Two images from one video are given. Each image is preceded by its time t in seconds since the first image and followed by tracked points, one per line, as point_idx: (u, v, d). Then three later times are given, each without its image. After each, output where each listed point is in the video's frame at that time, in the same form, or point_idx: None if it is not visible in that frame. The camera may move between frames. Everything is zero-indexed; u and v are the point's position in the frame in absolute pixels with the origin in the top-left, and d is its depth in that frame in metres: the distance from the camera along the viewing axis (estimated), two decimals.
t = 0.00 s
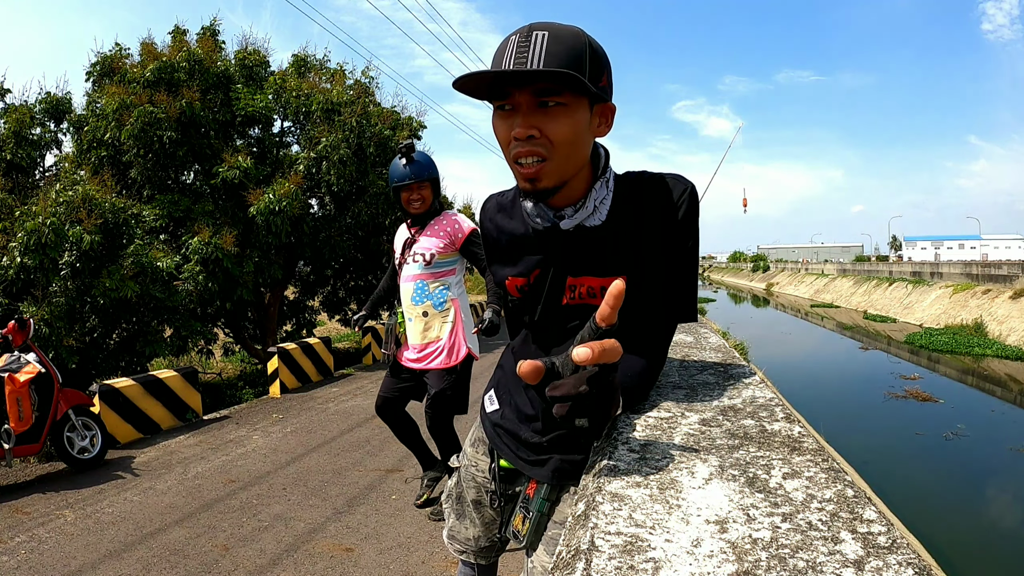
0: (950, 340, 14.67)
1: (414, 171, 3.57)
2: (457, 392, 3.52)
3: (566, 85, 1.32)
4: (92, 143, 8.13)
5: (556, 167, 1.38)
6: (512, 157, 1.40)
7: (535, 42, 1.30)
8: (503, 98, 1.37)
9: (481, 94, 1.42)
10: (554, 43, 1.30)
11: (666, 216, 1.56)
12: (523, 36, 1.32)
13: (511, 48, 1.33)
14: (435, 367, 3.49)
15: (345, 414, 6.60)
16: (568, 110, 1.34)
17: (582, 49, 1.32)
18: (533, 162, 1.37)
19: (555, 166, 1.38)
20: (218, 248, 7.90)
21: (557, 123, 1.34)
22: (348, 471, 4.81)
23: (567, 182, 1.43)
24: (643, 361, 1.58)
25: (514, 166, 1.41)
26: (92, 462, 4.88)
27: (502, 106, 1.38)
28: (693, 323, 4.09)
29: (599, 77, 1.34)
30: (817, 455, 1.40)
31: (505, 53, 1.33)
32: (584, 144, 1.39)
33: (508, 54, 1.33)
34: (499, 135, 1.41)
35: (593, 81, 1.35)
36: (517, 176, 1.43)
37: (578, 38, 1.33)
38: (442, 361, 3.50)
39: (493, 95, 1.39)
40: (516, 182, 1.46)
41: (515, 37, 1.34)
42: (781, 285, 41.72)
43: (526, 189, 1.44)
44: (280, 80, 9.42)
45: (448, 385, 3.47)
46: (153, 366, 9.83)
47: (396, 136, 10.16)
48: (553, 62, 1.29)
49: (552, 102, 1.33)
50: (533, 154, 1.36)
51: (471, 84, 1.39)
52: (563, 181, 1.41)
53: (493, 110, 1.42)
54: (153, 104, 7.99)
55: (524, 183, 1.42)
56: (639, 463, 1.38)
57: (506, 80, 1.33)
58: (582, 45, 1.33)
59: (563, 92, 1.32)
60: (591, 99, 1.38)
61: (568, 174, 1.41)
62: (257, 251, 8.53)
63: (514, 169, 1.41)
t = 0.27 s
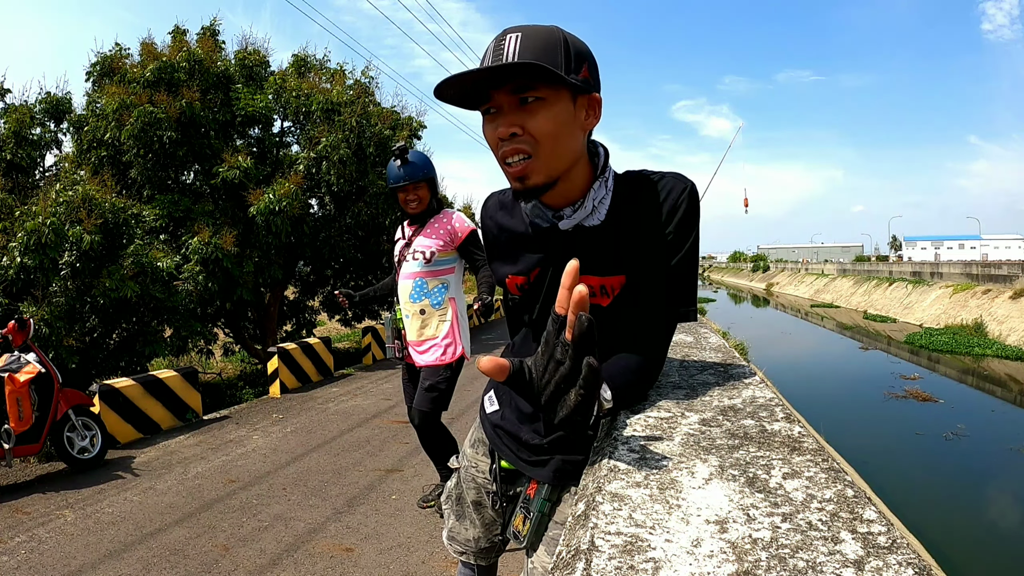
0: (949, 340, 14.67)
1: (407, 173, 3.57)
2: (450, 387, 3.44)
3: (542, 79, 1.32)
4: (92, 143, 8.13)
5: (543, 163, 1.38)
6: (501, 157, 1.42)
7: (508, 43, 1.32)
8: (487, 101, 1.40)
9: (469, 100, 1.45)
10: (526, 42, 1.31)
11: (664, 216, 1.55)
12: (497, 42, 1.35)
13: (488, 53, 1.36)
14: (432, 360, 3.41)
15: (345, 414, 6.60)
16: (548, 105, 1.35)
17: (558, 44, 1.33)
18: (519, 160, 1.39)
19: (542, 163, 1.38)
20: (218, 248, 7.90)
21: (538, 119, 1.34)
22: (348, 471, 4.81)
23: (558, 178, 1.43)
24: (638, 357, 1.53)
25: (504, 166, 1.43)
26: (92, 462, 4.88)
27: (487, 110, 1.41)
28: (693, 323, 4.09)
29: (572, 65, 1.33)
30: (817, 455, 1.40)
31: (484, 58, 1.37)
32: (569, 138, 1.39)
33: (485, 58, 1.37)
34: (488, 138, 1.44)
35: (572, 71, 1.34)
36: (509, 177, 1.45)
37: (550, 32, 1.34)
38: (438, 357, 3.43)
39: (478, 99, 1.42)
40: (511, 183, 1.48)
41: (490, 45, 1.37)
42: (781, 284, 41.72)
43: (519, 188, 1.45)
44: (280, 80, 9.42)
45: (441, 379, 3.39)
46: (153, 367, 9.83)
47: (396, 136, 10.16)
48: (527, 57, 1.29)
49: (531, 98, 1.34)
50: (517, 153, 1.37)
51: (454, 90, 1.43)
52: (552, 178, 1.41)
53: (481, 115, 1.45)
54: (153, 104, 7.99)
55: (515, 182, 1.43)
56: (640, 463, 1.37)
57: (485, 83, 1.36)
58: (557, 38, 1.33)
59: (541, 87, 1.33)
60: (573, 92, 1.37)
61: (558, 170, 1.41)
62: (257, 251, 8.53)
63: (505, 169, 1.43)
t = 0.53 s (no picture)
0: (949, 340, 14.67)
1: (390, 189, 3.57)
2: (455, 386, 3.49)
3: (533, 74, 1.32)
4: (92, 144, 8.13)
5: (535, 157, 1.38)
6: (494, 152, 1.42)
7: (501, 40, 1.33)
8: (480, 97, 1.40)
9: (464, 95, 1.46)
10: (519, 38, 1.31)
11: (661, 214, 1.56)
12: (491, 38, 1.35)
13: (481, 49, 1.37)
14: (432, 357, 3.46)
15: (345, 414, 6.60)
16: (541, 100, 1.34)
17: (549, 40, 1.33)
18: (512, 154, 1.38)
19: (534, 157, 1.38)
20: (218, 249, 7.90)
21: (530, 113, 1.34)
22: (348, 471, 4.82)
23: (551, 172, 1.42)
24: (644, 353, 1.54)
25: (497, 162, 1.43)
26: (92, 462, 4.88)
27: (481, 106, 1.41)
28: (693, 323, 4.09)
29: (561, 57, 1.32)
30: (817, 456, 1.40)
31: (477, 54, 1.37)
32: (562, 132, 1.38)
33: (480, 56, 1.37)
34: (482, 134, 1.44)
35: (562, 69, 1.34)
36: (503, 171, 1.45)
37: (544, 28, 1.34)
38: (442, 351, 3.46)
39: (473, 95, 1.42)
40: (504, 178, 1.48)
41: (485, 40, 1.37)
42: (781, 285, 41.72)
43: (511, 183, 1.45)
44: (280, 80, 9.42)
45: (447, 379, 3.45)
46: (153, 367, 9.83)
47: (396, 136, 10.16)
48: (518, 53, 1.30)
49: (523, 93, 1.34)
50: (509, 147, 1.37)
51: (448, 86, 1.43)
52: (545, 171, 1.41)
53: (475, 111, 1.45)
54: (153, 104, 7.99)
55: (508, 177, 1.43)
56: (640, 463, 1.38)
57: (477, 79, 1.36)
58: (550, 34, 1.34)
59: (532, 81, 1.33)
60: (565, 86, 1.37)
61: (550, 165, 1.40)
62: (257, 251, 8.53)
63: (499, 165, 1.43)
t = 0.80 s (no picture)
0: (949, 340, 14.67)
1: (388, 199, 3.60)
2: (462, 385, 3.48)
3: (575, 79, 1.32)
4: (92, 143, 8.13)
5: (565, 163, 1.37)
6: (521, 153, 1.37)
7: (540, 40, 1.28)
8: (509, 95, 1.34)
9: (483, 90, 1.37)
10: (559, 42, 1.30)
11: (658, 214, 1.56)
12: (526, 35, 1.30)
13: (515, 45, 1.30)
14: (436, 358, 3.46)
15: (345, 414, 6.60)
16: (577, 107, 1.34)
17: (584, 49, 1.34)
18: (545, 158, 1.36)
19: (565, 162, 1.37)
20: (218, 249, 7.90)
21: (568, 118, 1.33)
22: (349, 471, 4.82)
23: (571, 178, 1.43)
24: (644, 357, 1.54)
25: (524, 163, 1.37)
26: (92, 462, 4.88)
27: (507, 105, 1.35)
28: (693, 323, 4.09)
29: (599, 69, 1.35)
30: (817, 455, 1.40)
31: (509, 50, 1.30)
32: (587, 141, 1.40)
33: (512, 52, 1.30)
34: (504, 133, 1.37)
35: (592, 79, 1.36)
36: (522, 174, 1.40)
37: (577, 37, 1.34)
38: (444, 353, 3.46)
39: (498, 92, 1.35)
40: (518, 180, 1.43)
41: (517, 36, 1.31)
42: (781, 284, 41.72)
43: (533, 186, 1.41)
44: (280, 80, 9.42)
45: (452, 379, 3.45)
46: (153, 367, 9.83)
47: (396, 136, 10.16)
48: (566, 59, 1.29)
49: (562, 98, 1.32)
50: (546, 152, 1.34)
51: (478, 78, 1.33)
52: (569, 177, 1.41)
53: (492, 109, 1.39)
54: (152, 104, 7.99)
55: (533, 180, 1.39)
56: (640, 463, 1.38)
57: (514, 76, 1.30)
58: (582, 43, 1.34)
59: (572, 88, 1.33)
60: (589, 96, 1.39)
61: (574, 171, 1.41)
62: (257, 251, 8.53)
63: (523, 166, 1.38)
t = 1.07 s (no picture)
0: (949, 340, 14.67)
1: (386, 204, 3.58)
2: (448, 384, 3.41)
3: (580, 83, 1.31)
4: (92, 143, 8.13)
5: (568, 166, 1.37)
6: (524, 157, 1.36)
7: (544, 42, 1.28)
8: (512, 98, 1.33)
9: (485, 92, 1.37)
10: (564, 44, 1.29)
11: (658, 214, 1.56)
12: (530, 37, 1.29)
13: (520, 46, 1.28)
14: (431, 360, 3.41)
15: (345, 414, 6.60)
16: (580, 110, 1.34)
17: (588, 52, 1.34)
18: (548, 162, 1.35)
19: (568, 166, 1.37)
20: (218, 249, 7.90)
21: (572, 122, 1.33)
22: (349, 471, 4.82)
23: (572, 181, 1.43)
24: (641, 359, 1.55)
25: (526, 167, 1.37)
26: (92, 462, 4.88)
27: (508, 107, 1.34)
28: (693, 323, 4.10)
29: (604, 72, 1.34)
30: (817, 455, 1.40)
31: (513, 52, 1.29)
32: (590, 145, 1.40)
33: (516, 54, 1.28)
34: (506, 136, 1.36)
35: (595, 82, 1.36)
36: (524, 177, 1.40)
37: (581, 40, 1.34)
38: (439, 356, 3.40)
39: (501, 94, 1.34)
40: (520, 183, 1.43)
41: (521, 37, 1.29)
42: (781, 284, 41.72)
43: (535, 189, 1.41)
44: (280, 80, 9.43)
45: (439, 378, 3.39)
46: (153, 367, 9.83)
47: (396, 136, 10.17)
48: (570, 62, 1.28)
49: (567, 101, 1.32)
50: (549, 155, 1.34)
51: (481, 80, 1.33)
52: (572, 181, 1.41)
53: (494, 111, 1.37)
54: (153, 104, 7.99)
55: (535, 183, 1.39)
56: (640, 463, 1.38)
57: (518, 79, 1.30)
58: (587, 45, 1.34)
59: (576, 92, 1.32)
60: (592, 100, 1.39)
61: (575, 175, 1.41)
62: (257, 251, 8.53)
63: (525, 170, 1.38)
